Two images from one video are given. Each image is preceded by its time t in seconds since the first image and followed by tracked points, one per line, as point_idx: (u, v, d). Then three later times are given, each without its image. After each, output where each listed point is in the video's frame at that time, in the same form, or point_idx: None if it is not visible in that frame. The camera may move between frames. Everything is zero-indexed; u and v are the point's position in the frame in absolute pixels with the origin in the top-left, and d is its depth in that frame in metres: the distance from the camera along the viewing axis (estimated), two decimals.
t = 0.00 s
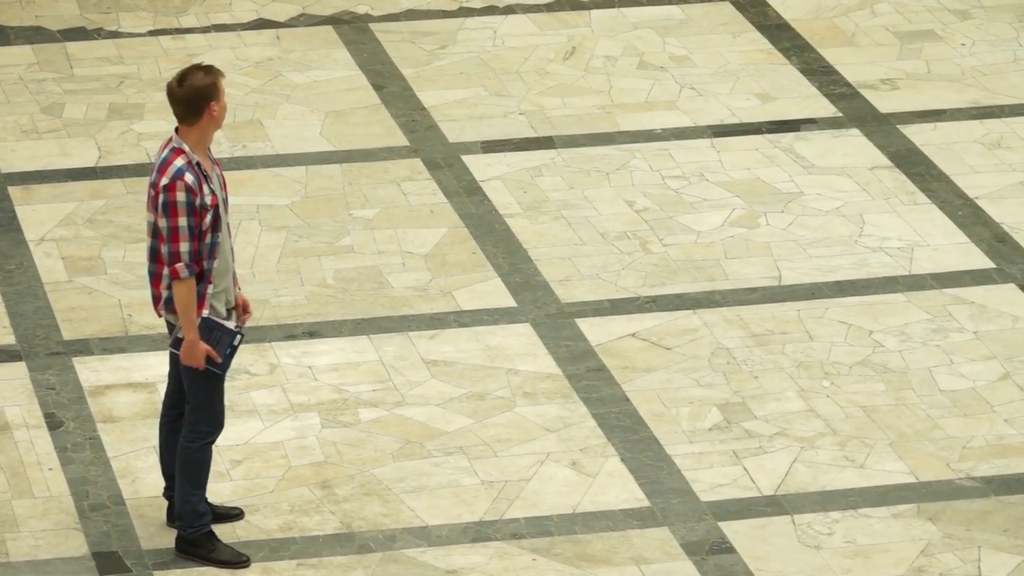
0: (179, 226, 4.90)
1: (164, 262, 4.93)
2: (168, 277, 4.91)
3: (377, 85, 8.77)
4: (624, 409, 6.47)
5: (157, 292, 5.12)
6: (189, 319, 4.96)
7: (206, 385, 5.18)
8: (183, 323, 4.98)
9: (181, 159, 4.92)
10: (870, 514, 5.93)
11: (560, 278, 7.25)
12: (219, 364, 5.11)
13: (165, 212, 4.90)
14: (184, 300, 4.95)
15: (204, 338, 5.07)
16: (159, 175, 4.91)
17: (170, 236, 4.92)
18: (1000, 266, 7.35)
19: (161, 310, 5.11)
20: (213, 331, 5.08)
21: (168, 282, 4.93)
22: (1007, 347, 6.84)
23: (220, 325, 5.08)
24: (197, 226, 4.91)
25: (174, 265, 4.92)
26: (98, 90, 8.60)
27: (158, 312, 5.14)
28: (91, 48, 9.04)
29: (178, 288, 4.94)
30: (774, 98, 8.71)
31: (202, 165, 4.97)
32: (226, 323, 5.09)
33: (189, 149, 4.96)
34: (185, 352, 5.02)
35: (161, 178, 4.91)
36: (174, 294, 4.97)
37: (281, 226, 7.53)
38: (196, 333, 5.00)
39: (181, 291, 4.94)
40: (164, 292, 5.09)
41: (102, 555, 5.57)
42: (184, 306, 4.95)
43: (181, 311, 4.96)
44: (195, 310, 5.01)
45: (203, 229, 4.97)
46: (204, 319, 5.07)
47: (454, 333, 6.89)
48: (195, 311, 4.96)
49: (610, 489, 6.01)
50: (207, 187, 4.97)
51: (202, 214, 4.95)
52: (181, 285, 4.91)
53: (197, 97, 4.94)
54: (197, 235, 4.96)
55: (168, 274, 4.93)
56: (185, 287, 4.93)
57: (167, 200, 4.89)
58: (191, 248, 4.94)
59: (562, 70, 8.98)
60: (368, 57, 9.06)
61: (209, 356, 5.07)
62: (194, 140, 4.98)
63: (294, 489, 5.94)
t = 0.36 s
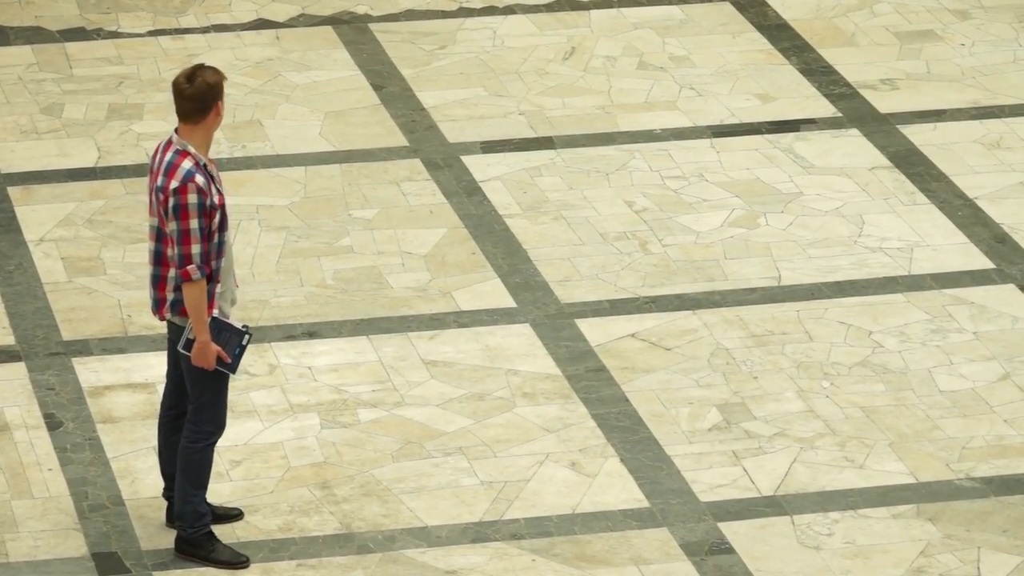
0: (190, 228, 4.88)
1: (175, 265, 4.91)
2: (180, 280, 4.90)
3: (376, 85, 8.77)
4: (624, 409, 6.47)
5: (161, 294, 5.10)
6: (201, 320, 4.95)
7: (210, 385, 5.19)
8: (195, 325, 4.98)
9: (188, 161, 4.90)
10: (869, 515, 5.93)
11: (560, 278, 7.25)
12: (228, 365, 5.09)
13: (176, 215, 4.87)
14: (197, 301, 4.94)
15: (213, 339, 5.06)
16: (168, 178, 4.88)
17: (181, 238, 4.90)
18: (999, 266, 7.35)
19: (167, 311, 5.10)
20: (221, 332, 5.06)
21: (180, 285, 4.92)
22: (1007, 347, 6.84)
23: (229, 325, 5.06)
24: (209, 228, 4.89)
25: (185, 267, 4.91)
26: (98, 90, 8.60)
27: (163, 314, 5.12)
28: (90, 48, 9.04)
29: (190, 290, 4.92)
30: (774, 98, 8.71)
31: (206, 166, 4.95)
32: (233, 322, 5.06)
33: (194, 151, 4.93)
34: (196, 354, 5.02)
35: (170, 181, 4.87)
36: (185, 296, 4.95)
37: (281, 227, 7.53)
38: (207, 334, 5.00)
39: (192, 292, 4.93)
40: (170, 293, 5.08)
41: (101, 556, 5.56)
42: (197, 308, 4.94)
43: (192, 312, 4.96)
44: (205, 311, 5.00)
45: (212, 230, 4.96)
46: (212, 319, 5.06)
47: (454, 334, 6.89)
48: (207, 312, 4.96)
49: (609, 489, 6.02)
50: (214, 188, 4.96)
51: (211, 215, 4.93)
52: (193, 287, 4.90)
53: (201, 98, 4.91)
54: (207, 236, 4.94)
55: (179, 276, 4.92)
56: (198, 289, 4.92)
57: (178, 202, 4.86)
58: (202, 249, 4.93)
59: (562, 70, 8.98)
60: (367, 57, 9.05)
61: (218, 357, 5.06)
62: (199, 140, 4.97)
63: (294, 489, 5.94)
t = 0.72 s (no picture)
0: (213, 227, 4.89)
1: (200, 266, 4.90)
2: (208, 280, 4.89)
3: (376, 85, 8.77)
4: (624, 409, 6.47)
5: (174, 300, 5.05)
6: (230, 316, 4.96)
7: (222, 389, 5.19)
8: (223, 323, 4.98)
9: (201, 160, 4.91)
10: (869, 514, 5.93)
11: (560, 278, 7.25)
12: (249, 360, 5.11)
13: (198, 215, 4.87)
14: (225, 299, 4.94)
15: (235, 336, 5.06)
16: (184, 180, 4.86)
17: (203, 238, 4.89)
18: (999, 266, 7.35)
19: (182, 316, 5.06)
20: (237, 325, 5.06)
21: (205, 285, 4.91)
22: (1007, 347, 6.85)
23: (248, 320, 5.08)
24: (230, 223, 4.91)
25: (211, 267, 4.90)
26: (98, 90, 8.60)
27: (176, 320, 5.07)
28: (91, 48, 9.05)
29: (218, 288, 4.92)
30: (774, 98, 8.72)
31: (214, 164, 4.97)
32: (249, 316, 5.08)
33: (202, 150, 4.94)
34: (227, 350, 5.02)
35: (187, 183, 4.86)
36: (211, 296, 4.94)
37: (281, 226, 7.53)
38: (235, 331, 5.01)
39: (218, 291, 4.93)
40: (185, 298, 5.04)
41: (101, 556, 5.56)
42: (225, 305, 4.94)
43: (219, 311, 4.95)
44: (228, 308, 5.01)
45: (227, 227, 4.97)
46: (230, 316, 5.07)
47: (454, 333, 6.89)
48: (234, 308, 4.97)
49: (609, 489, 6.01)
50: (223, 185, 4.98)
51: (227, 211, 4.95)
52: (221, 285, 4.90)
53: (205, 95, 4.93)
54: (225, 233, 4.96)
55: (204, 277, 4.91)
56: (226, 286, 4.92)
57: (200, 202, 4.86)
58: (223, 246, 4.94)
59: (562, 70, 8.98)
60: (368, 57, 9.06)
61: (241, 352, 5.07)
62: (204, 136, 4.97)
63: (293, 488, 5.94)
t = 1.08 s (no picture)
0: (231, 232, 4.86)
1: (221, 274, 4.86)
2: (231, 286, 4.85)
3: (376, 84, 8.77)
4: (624, 408, 6.47)
5: (190, 312, 4.99)
6: (253, 321, 4.94)
7: (241, 398, 5.14)
8: (246, 327, 4.95)
9: (209, 168, 4.87)
10: (868, 514, 5.94)
11: (559, 277, 7.25)
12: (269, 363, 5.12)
13: (215, 223, 4.83)
14: (246, 304, 4.92)
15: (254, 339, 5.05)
16: (198, 189, 4.82)
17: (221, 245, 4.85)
18: (998, 265, 7.35)
19: (200, 328, 5.00)
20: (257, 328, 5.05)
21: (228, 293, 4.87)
22: (1006, 346, 6.85)
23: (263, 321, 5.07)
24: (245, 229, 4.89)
25: (232, 273, 4.87)
26: (98, 89, 8.60)
27: (193, 332, 5.01)
28: (91, 46, 9.04)
29: (240, 294, 4.89)
30: (773, 97, 8.72)
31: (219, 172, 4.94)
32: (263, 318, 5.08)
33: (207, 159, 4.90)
34: (251, 356, 5.00)
35: (201, 192, 4.82)
36: (232, 303, 4.91)
37: (281, 225, 7.53)
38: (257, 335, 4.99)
39: (240, 296, 4.90)
40: (202, 309, 4.99)
41: (104, 556, 5.56)
42: (247, 310, 4.92)
43: (242, 316, 4.93)
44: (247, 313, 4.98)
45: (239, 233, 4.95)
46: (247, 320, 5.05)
47: (453, 332, 6.89)
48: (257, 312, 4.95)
49: (608, 488, 6.02)
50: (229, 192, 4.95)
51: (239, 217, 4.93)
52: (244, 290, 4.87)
53: (203, 103, 4.89)
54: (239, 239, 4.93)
55: (226, 284, 4.87)
56: (247, 291, 4.90)
57: (216, 210, 4.82)
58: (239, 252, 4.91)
59: (561, 69, 8.98)
60: (367, 56, 9.05)
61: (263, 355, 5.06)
62: (204, 145, 4.94)
63: (293, 487, 5.95)
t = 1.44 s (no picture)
0: (248, 253, 5.16)
1: (239, 291, 5.16)
2: (249, 304, 5.17)
3: (383, 96, 9.20)
4: (617, 403, 6.90)
5: (203, 327, 5.30)
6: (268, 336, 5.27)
7: (234, 408, 5.48)
8: (262, 340, 5.30)
9: (229, 192, 5.16)
10: (847, 503, 6.37)
11: (556, 280, 7.68)
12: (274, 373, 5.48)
13: (235, 244, 5.13)
14: (262, 319, 5.24)
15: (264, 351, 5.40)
16: (219, 213, 5.11)
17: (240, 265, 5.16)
18: (970, 269, 7.77)
19: (212, 342, 5.32)
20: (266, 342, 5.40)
21: (245, 310, 5.19)
22: (978, 346, 7.29)
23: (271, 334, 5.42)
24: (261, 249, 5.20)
25: (250, 291, 5.18)
26: (122, 102, 9.03)
27: (205, 346, 5.33)
28: (114, 61, 9.47)
29: (257, 311, 5.21)
30: (759, 110, 9.14)
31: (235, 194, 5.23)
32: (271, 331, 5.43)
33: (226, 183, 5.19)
34: (269, 368, 5.40)
35: (221, 215, 5.11)
36: (249, 319, 5.23)
37: (294, 231, 7.97)
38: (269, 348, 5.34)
39: (256, 312, 5.22)
40: (215, 324, 5.30)
41: (127, 542, 5.99)
42: (263, 326, 5.25)
43: (258, 331, 5.26)
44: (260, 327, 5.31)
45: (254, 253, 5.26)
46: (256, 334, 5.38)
47: (457, 332, 7.32)
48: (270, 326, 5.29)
49: (603, 479, 6.45)
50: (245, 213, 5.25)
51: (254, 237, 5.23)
52: (261, 307, 5.19)
53: (218, 129, 5.17)
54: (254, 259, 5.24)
55: (243, 302, 5.18)
56: (263, 308, 5.22)
57: (236, 232, 5.12)
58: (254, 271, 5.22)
59: (559, 84, 9.40)
60: (376, 71, 9.48)
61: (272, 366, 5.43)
62: (222, 169, 5.23)
63: (305, 478, 6.38)
